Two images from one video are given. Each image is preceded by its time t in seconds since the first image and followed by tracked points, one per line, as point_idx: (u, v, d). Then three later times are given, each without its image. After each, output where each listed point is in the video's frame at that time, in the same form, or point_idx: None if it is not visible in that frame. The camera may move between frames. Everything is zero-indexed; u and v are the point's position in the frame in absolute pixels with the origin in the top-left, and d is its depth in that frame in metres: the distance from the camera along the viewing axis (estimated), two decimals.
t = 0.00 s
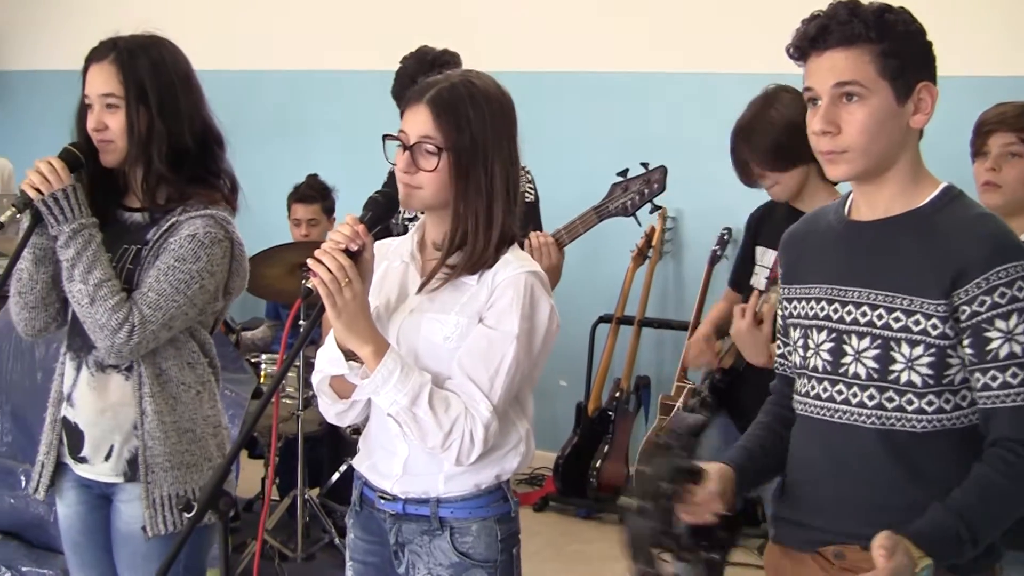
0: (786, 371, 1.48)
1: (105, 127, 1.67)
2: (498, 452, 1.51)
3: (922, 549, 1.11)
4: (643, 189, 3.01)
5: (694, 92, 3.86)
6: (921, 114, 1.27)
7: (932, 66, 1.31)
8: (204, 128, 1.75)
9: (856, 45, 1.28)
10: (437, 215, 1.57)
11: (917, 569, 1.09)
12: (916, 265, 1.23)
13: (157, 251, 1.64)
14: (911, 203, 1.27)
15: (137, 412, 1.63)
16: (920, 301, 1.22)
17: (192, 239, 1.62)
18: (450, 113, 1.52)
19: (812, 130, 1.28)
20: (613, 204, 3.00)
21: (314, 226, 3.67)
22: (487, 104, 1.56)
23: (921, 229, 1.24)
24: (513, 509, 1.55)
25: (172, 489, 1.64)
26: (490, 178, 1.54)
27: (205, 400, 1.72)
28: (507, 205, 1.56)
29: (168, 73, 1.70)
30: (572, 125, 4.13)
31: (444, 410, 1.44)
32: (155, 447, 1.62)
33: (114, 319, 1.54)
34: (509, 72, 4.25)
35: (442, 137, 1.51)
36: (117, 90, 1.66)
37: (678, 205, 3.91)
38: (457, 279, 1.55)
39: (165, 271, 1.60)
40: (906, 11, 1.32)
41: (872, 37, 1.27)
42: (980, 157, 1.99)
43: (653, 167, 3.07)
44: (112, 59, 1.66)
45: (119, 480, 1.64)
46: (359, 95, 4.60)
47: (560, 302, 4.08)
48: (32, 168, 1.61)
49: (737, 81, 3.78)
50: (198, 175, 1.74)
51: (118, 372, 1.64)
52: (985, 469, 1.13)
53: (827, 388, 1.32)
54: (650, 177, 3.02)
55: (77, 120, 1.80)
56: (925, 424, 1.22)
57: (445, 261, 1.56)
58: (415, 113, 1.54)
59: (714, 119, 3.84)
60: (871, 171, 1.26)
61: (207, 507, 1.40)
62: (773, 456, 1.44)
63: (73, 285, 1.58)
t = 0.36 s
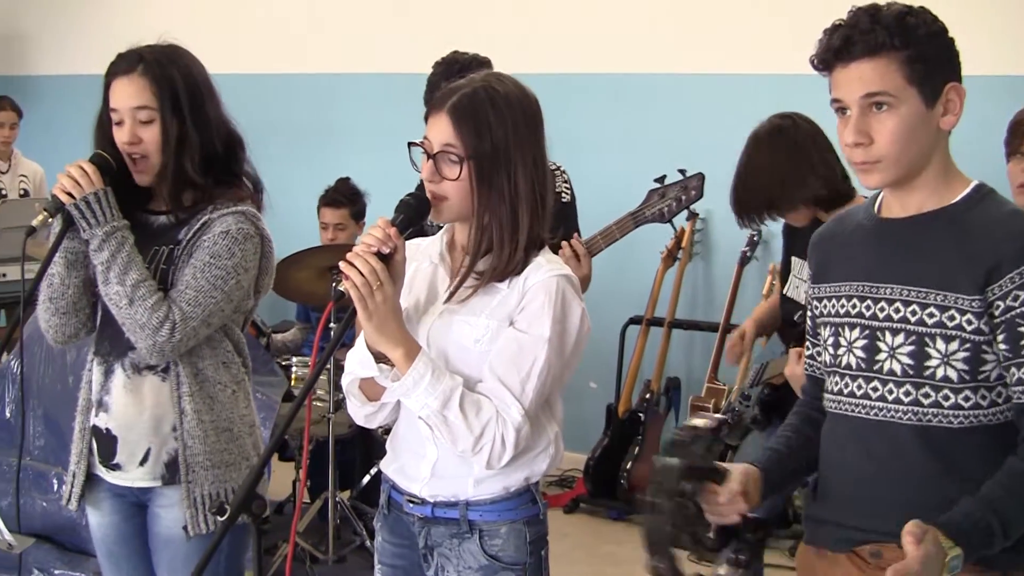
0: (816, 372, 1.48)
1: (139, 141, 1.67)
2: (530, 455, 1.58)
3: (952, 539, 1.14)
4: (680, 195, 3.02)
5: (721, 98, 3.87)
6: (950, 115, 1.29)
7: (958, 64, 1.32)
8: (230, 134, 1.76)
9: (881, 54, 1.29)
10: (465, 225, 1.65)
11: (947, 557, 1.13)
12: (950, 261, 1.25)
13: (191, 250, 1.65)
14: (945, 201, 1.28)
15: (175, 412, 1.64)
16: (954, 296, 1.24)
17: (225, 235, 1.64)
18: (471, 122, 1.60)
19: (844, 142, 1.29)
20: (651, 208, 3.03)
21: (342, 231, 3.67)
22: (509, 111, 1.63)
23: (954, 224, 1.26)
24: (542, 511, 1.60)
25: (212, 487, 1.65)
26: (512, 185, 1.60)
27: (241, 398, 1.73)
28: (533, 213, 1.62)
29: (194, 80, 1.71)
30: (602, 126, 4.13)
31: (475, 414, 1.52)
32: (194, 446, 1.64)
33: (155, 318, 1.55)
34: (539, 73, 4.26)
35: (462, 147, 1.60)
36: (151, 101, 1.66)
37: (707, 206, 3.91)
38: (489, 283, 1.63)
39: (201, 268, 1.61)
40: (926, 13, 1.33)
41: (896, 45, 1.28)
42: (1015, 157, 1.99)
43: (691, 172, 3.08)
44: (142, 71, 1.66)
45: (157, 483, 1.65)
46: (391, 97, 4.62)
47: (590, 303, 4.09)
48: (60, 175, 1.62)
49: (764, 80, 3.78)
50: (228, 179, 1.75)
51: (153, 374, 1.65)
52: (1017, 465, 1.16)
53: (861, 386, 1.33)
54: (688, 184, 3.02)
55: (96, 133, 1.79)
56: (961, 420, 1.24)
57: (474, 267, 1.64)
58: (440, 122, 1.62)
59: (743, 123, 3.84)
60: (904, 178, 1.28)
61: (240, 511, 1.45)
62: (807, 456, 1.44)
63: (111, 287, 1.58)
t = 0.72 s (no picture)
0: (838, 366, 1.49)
1: (165, 133, 1.67)
2: (558, 453, 1.60)
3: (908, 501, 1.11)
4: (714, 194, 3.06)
5: (742, 95, 3.89)
6: (985, 111, 1.28)
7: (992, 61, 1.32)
8: (255, 129, 1.77)
9: (917, 50, 1.28)
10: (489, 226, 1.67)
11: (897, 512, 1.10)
12: (974, 255, 1.26)
13: (216, 248, 1.65)
14: (977, 195, 1.29)
15: (202, 410, 1.65)
16: (977, 291, 1.25)
17: (251, 233, 1.64)
18: (491, 123, 1.62)
19: (879, 138, 1.29)
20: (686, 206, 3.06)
21: (366, 232, 3.69)
22: (530, 110, 1.65)
23: (980, 218, 1.27)
24: (569, 509, 1.63)
25: (238, 484, 1.66)
26: (534, 184, 1.62)
27: (265, 396, 1.74)
28: (556, 211, 1.64)
29: (219, 75, 1.72)
30: (625, 127, 4.16)
31: (502, 414, 1.55)
32: (220, 443, 1.64)
33: (184, 318, 1.55)
34: (561, 73, 4.29)
35: (484, 146, 1.62)
36: (176, 92, 1.67)
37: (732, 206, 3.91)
38: (517, 281, 1.65)
39: (227, 265, 1.62)
40: (962, 8, 1.33)
41: (932, 41, 1.28)
42: None
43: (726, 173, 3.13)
44: (168, 64, 1.67)
45: (184, 480, 1.66)
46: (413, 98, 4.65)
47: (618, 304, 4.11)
48: (88, 177, 1.62)
49: (777, 82, 3.81)
50: (254, 173, 1.76)
51: (180, 372, 1.66)
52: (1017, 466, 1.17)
53: (888, 380, 1.34)
54: (722, 183, 3.08)
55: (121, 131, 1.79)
56: (984, 416, 1.24)
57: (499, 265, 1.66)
58: (462, 122, 1.64)
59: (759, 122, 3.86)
60: (937, 173, 1.28)
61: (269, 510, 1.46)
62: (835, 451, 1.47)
63: (140, 287, 1.59)
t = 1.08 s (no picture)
0: (871, 377, 1.50)
1: (179, 128, 1.64)
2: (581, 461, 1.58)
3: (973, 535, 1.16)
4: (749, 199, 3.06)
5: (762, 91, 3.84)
6: (1015, 116, 1.30)
7: None
8: (276, 133, 1.73)
9: (946, 57, 1.30)
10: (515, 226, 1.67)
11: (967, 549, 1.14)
12: (1004, 262, 1.29)
13: (226, 258, 1.62)
14: (1004, 199, 1.31)
15: (211, 417, 1.61)
16: (1006, 298, 1.28)
17: (262, 245, 1.59)
18: (516, 122, 1.62)
19: (908, 146, 1.31)
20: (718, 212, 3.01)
21: (387, 233, 3.66)
22: (557, 109, 1.63)
23: (1010, 221, 1.30)
24: (592, 516, 1.60)
25: (249, 493, 1.63)
26: (557, 185, 1.61)
27: (277, 403, 1.70)
28: (579, 211, 1.62)
29: (243, 74, 1.69)
30: (647, 126, 4.13)
31: (525, 419, 1.53)
32: (230, 452, 1.61)
33: (187, 327, 1.52)
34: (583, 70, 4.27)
35: (506, 144, 1.62)
36: (196, 87, 1.64)
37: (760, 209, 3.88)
38: (541, 286, 1.64)
39: (236, 276, 1.57)
40: (993, 10, 1.35)
41: (961, 48, 1.30)
42: None
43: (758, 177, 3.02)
44: (190, 58, 1.65)
45: (195, 486, 1.62)
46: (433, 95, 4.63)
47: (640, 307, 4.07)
48: (107, 174, 1.58)
49: (786, 78, 3.79)
50: (272, 178, 1.71)
51: (194, 379, 1.63)
52: None
53: (915, 388, 1.36)
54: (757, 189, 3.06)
55: (144, 130, 1.76)
56: (1011, 425, 1.26)
57: (522, 268, 1.65)
58: (488, 120, 1.65)
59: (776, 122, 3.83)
60: (966, 179, 1.30)
61: (289, 516, 1.47)
62: (861, 457, 1.47)
63: (148, 292, 1.56)
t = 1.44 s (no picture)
0: (926, 387, 1.42)
1: (196, 128, 1.56)
2: (618, 474, 1.50)
3: None
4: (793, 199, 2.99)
5: (799, 81, 3.79)
6: None
7: None
8: (301, 142, 1.64)
9: (1004, 50, 1.23)
10: (547, 223, 1.58)
11: None
12: None
13: (236, 254, 1.53)
14: None
15: (221, 426, 1.52)
16: None
17: (273, 240, 1.50)
18: (548, 111, 1.52)
19: (968, 148, 1.25)
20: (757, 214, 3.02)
21: (413, 228, 3.59)
22: (591, 99, 1.53)
23: None
24: (629, 534, 1.54)
25: (261, 507, 1.53)
26: (593, 179, 1.52)
27: (293, 412, 1.60)
28: (615, 209, 1.53)
29: (273, 79, 1.60)
30: (677, 125, 4.05)
31: (559, 427, 1.47)
32: (241, 462, 1.51)
33: (198, 330, 1.44)
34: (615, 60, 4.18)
35: (538, 136, 1.52)
36: (220, 92, 1.55)
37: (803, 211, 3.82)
38: (575, 286, 1.56)
39: (246, 274, 1.48)
40: None
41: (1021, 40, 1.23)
42: None
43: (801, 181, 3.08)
44: (220, 56, 1.56)
45: (204, 500, 1.53)
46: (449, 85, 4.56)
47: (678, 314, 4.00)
48: (116, 168, 1.50)
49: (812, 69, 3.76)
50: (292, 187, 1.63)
51: (203, 387, 1.53)
52: None
53: (976, 400, 1.28)
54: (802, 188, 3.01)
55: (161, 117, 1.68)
56: None
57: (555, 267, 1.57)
58: (518, 110, 1.55)
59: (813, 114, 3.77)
60: None
61: (306, 530, 1.42)
62: (916, 477, 1.39)
63: (158, 293, 1.48)
